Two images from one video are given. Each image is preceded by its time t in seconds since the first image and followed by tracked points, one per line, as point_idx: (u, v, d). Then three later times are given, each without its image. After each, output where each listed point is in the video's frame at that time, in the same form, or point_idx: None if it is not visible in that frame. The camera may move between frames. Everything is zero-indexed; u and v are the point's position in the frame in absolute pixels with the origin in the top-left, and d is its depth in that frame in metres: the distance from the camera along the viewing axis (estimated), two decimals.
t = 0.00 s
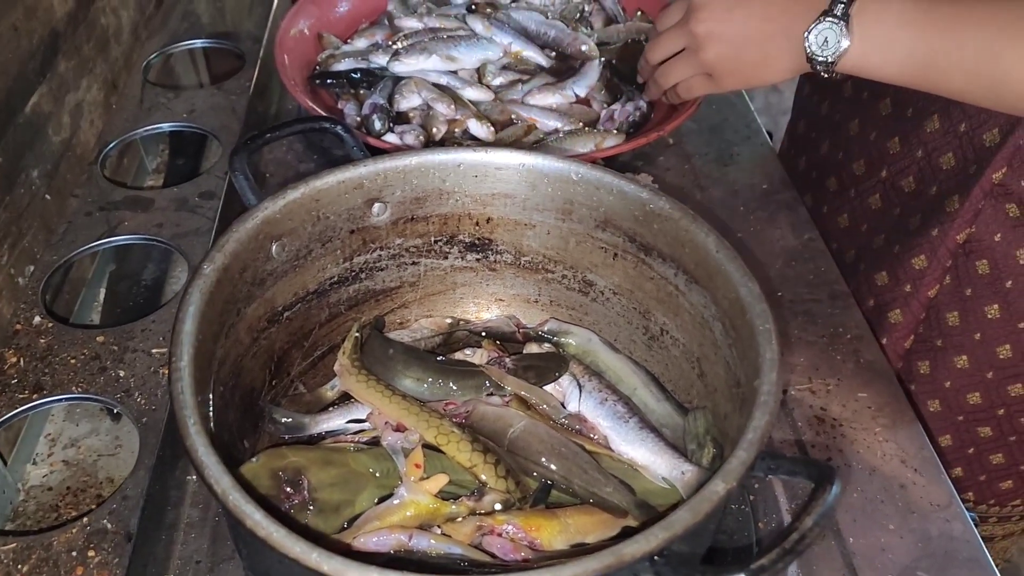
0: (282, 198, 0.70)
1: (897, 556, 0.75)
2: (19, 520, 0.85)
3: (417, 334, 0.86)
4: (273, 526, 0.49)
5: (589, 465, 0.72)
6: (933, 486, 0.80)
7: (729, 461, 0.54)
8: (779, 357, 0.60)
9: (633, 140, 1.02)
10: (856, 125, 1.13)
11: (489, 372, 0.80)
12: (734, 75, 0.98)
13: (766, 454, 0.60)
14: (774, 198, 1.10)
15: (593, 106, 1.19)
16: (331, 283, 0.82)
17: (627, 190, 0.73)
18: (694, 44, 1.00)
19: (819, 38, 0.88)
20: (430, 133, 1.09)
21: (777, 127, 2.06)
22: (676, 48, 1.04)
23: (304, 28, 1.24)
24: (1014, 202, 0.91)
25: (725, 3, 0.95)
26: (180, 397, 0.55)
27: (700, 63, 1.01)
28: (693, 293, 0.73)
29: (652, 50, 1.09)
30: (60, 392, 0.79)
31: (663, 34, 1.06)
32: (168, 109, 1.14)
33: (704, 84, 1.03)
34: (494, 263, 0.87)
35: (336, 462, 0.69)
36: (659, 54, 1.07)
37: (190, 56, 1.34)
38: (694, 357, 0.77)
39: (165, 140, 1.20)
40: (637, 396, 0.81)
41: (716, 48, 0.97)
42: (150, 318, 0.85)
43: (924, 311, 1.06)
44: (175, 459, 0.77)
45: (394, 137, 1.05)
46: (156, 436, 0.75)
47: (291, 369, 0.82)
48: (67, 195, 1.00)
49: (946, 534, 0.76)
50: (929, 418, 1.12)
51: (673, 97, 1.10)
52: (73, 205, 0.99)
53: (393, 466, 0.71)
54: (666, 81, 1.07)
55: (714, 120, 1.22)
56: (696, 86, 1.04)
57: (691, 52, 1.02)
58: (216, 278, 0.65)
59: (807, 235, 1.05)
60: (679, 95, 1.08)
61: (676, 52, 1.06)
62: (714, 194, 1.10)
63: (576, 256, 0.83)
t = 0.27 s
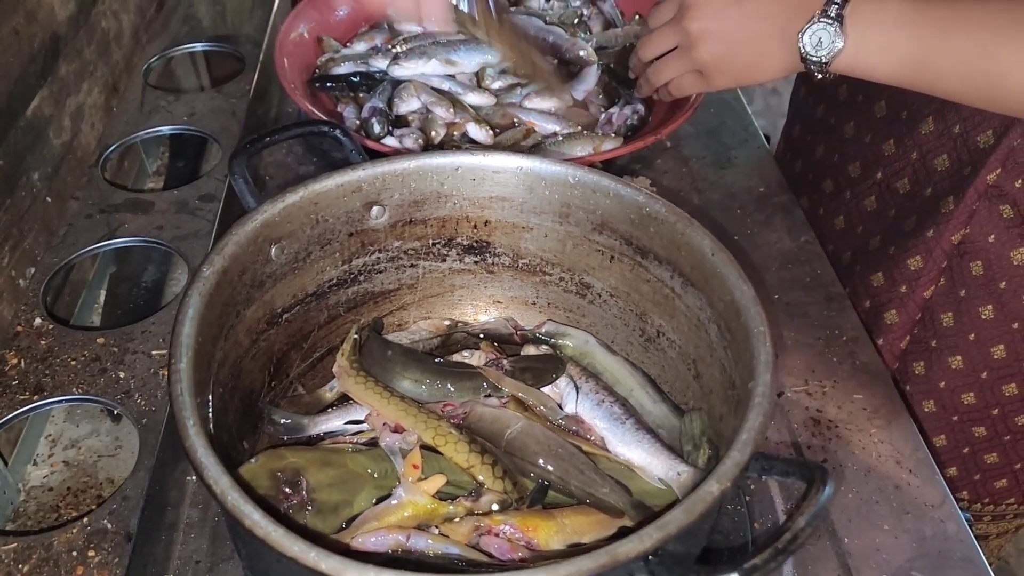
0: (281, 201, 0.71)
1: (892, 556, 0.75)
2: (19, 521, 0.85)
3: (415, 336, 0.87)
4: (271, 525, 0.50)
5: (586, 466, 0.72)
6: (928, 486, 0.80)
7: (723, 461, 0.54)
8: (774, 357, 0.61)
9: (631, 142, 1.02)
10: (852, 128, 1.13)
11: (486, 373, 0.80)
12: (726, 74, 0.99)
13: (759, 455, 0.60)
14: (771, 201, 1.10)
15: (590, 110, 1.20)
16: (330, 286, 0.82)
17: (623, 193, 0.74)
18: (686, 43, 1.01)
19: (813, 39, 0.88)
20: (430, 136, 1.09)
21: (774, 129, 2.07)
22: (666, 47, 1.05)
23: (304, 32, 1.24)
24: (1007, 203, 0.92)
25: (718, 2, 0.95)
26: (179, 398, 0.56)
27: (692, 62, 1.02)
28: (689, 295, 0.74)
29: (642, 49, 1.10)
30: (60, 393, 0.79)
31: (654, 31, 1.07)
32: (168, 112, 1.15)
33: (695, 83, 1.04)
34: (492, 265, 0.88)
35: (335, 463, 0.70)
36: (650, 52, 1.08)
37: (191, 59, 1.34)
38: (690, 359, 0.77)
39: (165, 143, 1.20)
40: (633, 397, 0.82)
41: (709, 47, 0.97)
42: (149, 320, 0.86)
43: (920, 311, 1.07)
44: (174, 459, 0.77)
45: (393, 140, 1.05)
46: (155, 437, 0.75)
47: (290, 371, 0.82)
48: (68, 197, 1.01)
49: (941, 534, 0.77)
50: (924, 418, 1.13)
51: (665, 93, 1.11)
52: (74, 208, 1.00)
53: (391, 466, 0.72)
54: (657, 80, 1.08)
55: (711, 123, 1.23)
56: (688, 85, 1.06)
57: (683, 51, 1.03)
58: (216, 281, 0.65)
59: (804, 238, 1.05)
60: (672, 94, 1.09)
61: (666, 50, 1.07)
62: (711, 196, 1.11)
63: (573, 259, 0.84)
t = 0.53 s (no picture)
0: (281, 193, 0.71)
1: (892, 549, 0.75)
2: (18, 512, 0.85)
3: (415, 330, 0.87)
4: (268, 512, 0.50)
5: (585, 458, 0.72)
6: (928, 481, 0.80)
7: (723, 451, 0.54)
8: (774, 348, 0.61)
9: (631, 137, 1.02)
10: (850, 124, 1.13)
11: (488, 366, 0.80)
12: (724, 74, 0.99)
13: (759, 445, 0.62)
14: (770, 197, 1.10)
15: (590, 106, 1.20)
16: (329, 279, 0.82)
17: (623, 185, 0.74)
18: (684, 43, 1.02)
19: (811, 39, 0.88)
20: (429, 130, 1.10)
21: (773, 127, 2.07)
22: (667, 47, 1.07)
23: (303, 27, 1.25)
24: (1005, 198, 0.92)
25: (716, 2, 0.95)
26: (178, 387, 0.56)
27: (689, 62, 1.02)
28: (689, 288, 0.74)
29: (644, 50, 1.12)
30: (59, 386, 0.79)
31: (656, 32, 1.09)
32: (168, 107, 1.15)
33: (693, 83, 1.05)
34: (491, 259, 0.88)
35: (334, 454, 0.70)
36: (650, 52, 1.11)
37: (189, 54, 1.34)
38: (690, 352, 0.77)
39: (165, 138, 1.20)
40: (634, 390, 0.82)
41: (705, 47, 0.97)
42: (148, 312, 0.86)
43: (918, 308, 1.07)
44: (173, 452, 0.77)
45: (393, 134, 1.06)
46: (154, 430, 0.75)
47: (289, 364, 0.82)
48: (66, 191, 1.01)
49: (940, 528, 0.77)
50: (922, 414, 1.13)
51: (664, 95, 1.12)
52: (73, 202, 1.00)
53: (389, 459, 0.71)
54: (656, 81, 1.09)
55: (711, 119, 1.23)
56: (686, 85, 1.06)
57: (681, 51, 1.04)
58: (215, 271, 0.65)
59: (803, 233, 1.05)
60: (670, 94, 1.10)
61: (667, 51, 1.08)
62: (710, 192, 1.11)
63: (573, 252, 0.84)
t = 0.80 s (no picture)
0: (282, 194, 0.71)
1: (891, 550, 0.75)
2: (20, 513, 0.85)
3: (415, 331, 0.87)
4: (270, 512, 0.50)
5: (585, 458, 0.73)
6: (927, 482, 0.80)
7: (722, 451, 0.54)
8: (773, 349, 0.61)
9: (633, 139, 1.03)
10: (849, 128, 1.14)
11: (488, 367, 0.80)
12: (722, 82, 0.98)
13: (758, 445, 0.61)
14: (770, 199, 1.11)
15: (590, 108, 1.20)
16: (330, 279, 0.82)
17: (623, 187, 0.74)
18: (681, 53, 0.99)
19: (808, 47, 0.87)
20: (430, 132, 1.10)
21: (774, 131, 2.07)
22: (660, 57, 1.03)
23: (304, 29, 1.25)
24: (1003, 204, 0.93)
25: (713, 9, 0.95)
26: (180, 386, 0.56)
27: (687, 71, 1.00)
28: (688, 289, 0.74)
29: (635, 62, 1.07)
30: (61, 386, 0.80)
31: (650, 42, 1.04)
32: (169, 108, 1.15)
33: (689, 92, 1.03)
34: (492, 260, 0.88)
35: (335, 454, 0.70)
36: (643, 64, 1.06)
37: (190, 56, 1.35)
38: (690, 353, 0.78)
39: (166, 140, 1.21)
40: (633, 390, 0.82)
41: (706, 56, 0.96)
42: (150, 313, 0.86)
43: (915, 312, 1.07)
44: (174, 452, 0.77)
45: (394, 137, 1.06)
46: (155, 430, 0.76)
47: (290, 364, 0.82)
48: (68, 192, 1.01)
49: (939, 529, 0.77)
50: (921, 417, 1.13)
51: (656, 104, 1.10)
52: (74, 203, 1.00)
53: (391, 459, 0.72)
54: (649, 90, 1.07)
55: (711, 121, 1.23)
56: (681, 94, 1.04)
57: (677, 61, 1.01)
58: (216, 272, 0.65)
59: (803, 235, 1.06)
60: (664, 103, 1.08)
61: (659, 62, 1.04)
62: (710, 194, 1.11)
63: (573, 253, 0.84)
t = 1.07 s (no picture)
0: (284, 196, 0.71)
1: (890, 550, 0.76)
2: (22, 515, 0.85)
3: (417, 332, 0.87)
4: (274, 513, 0.50)
5: (586, 458, 0.73)
6: (926, 482, 0.81)
7: (723, 452, 0.55)
8: (773, 350, 0.61)
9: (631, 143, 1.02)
10: (848, 128, 1.14)
11: (489, 368, 0.80)
12: (714, 79, 0.98)
13: (760, 446, 0.62)
14: (770, 200, 1.11)
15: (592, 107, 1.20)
16: (332, 281, 0.83)
17: (624, 189, 0.74)
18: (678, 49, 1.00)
19: (800, 33, 0.88)
20: (431, 134, 1.10)
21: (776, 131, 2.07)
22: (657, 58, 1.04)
23: (305, 30, 1.25)
24: (994, 202, 0.93)
25: (711, 9, 0.98)
26: (183, 388, 0.56)
27: (682, 67, 1.00)
28: (689, 291, 0.74)
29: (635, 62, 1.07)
30: (63, 388, 0.80)
31: (649, 44, 1.05)
32: (170, 110, 1.15)
33: (683, 91, 1.02)
34: (493, 262, 0.88)
35: (337, 456, 0.70)
36: (641, 65, 1.06)
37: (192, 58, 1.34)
38: (690, 354, 0.78)
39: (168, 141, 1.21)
40: (634, 391, 0.82)
41: (700, 50, 0.97)
42: (152, 315, 0.87)
43: (909, 310, 1.07)
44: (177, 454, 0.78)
45: (396, 138, 1.06)
46: (157, 432, 0.76)
47: (292, 366, 0.82)
48: (69, 194, 1.01)
49: (939, 530, 0.77)
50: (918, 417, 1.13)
51: (651, 111, 1.08)
52: (75, 205, 1.00)
53: (393, 461, 0.73)
54: (645, 89, 1.05)
55: (711, 122, 1.23)
56: (676, 95, 1.03)
57: (674, 57, 1.01)
58: (219, 273, 0.66)
59: (803, 236, 1.06)
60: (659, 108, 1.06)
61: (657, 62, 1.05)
62: (710, 195, 1.12)
63: (574, 255, 0.84)
